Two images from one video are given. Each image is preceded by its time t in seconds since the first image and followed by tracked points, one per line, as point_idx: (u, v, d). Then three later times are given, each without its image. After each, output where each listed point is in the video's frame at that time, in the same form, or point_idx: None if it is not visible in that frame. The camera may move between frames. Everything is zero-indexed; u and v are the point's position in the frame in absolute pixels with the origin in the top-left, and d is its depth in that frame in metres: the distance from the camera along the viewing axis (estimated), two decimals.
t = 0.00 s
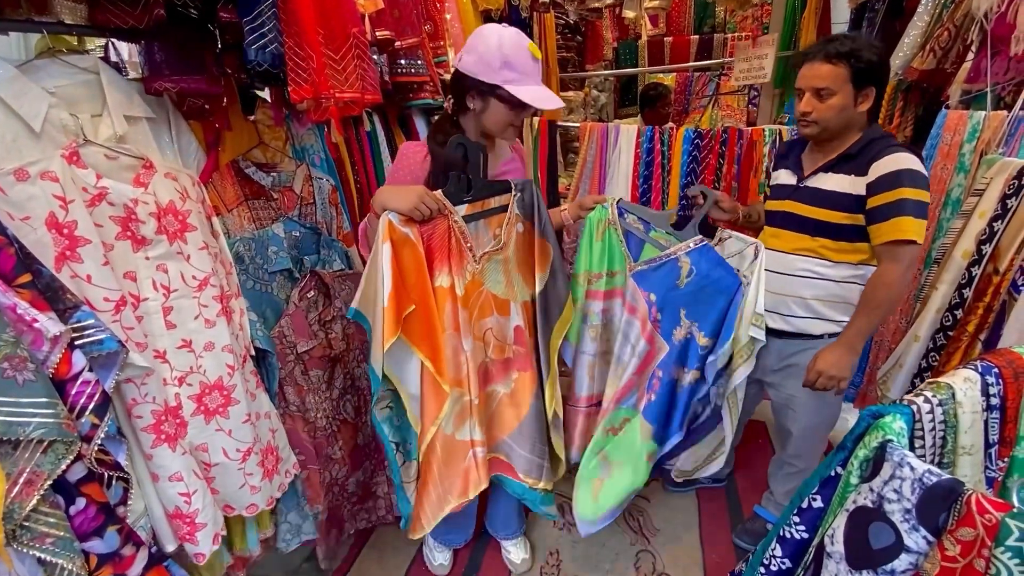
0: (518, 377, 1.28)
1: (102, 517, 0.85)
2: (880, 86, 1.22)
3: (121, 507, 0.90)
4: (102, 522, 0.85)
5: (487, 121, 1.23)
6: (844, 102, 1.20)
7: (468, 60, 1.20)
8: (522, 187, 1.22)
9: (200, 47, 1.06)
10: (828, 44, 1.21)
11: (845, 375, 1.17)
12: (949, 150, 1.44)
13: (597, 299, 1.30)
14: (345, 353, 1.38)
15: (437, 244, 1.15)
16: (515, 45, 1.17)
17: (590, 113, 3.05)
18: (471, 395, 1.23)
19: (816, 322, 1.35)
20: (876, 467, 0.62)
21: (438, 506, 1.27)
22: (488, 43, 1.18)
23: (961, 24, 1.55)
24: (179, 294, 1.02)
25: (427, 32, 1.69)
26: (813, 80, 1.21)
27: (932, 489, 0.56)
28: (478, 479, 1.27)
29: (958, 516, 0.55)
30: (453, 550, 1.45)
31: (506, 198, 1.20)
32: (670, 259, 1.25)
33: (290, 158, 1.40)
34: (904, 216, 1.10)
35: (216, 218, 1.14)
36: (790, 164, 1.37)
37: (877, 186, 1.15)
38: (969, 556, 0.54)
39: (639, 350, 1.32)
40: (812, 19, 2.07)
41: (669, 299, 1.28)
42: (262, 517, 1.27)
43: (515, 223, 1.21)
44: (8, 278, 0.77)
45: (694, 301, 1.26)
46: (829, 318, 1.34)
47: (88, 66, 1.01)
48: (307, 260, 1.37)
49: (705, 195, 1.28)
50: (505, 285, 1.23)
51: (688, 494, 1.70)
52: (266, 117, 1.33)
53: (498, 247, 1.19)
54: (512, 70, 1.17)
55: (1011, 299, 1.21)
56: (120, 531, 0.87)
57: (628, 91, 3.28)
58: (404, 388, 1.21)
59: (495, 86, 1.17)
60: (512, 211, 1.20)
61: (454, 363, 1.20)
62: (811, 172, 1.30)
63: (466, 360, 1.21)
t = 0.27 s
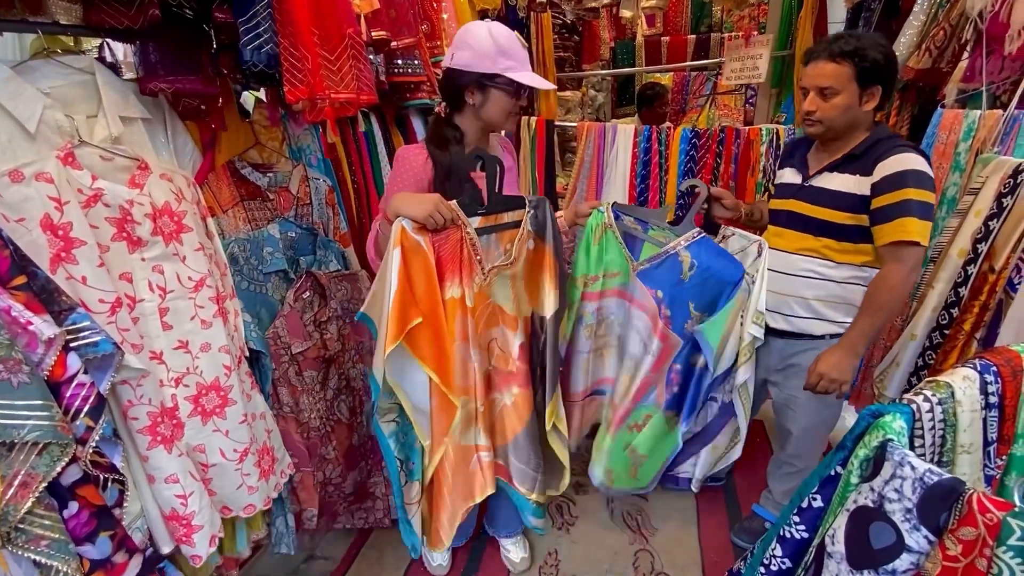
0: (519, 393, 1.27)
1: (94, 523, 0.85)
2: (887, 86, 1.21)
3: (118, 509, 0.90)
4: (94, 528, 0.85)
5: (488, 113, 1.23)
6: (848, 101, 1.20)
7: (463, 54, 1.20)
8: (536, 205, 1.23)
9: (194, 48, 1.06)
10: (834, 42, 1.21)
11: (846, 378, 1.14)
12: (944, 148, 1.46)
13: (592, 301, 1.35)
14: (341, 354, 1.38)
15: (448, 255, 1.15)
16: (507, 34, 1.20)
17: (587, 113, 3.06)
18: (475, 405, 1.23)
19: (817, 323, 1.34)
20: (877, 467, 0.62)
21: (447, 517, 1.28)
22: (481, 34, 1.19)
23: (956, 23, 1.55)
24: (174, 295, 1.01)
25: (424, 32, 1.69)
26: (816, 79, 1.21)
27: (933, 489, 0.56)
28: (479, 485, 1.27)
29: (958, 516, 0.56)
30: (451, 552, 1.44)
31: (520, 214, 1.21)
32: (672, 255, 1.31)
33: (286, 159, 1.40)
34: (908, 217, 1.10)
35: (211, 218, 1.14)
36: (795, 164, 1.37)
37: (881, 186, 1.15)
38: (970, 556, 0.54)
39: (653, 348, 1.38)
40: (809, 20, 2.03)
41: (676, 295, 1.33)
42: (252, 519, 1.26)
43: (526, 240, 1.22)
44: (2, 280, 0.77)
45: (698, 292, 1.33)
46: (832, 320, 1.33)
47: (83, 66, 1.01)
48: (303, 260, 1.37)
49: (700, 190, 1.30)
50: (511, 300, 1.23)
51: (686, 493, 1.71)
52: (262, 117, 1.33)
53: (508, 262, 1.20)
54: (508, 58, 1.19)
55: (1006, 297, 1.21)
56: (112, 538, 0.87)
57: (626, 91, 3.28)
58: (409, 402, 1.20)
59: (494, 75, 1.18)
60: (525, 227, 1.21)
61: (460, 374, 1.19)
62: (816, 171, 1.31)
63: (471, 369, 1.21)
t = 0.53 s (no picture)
0: (516, 406, 1.25)
1: (87, 526, 0.85)
2: (889, 86, 1.21)
3: (115, 509, 0.89)
4: (88, 530, 0.85)
5: (488, 107, 1.23)
6: (847, 101, 1.20)
7: (459, 52, 1.19)
8: (547, 214, 1.22)
9: (187, 47, 1.05)
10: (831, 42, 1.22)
11: (851, 378, 1.15)
12: (938, 148, 1.48)
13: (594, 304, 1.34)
14: (336, 355, 1.37)
15: (457, 261, 1.13)
16: (499, 28, 1.21)
17: (584, 113, 3.06)
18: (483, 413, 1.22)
19: (818, 322, 1.35)
20: (876, 468, 0.61)
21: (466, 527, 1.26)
22: (473, 29, 1.19)
23: (951, 22, 1.55)
24: (168, 296, 1.02)
25: (419, 32, 1.69)
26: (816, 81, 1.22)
27: (933, 490, 0.55)
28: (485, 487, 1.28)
29: (958, 518, 0.54)
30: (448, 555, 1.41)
31: (530, 222, 1.20)
32: (672, 252, 1.25)
33: (281, 159, 1.40)
34: (912, 216, 1.10)
35: (204, 219, 1.14)
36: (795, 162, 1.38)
37: (885, 186, 1.16)
38: (971, 558, 0.53)
39: (665, 347, 1.30)
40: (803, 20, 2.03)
41: (681, 291, 1.26)
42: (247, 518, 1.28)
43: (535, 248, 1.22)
44: None
45: (702, 288, 1.26)
46: (835, 320, 1.33)
47: (78, 67, 1.01)
48: (298, 261, 1.36)
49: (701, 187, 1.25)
50: (518, 309, 1.22)
51: (684, 492, 1.71)
52: (257, 117, 1.34)
53: (517, 270, 1.19)
54: (503, 51, 1.19)
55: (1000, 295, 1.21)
56: (106, 542, 0.87)
57: (622, 90, 3.29)
58: (416, 414, 1.16)
59: (494, 68, 1.19)
60: (535, 236, 1.20)
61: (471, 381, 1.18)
62: (818, 170, 1.31)
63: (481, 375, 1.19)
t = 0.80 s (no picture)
0: (516, 415, 1.24)
1: (84, 526, 0.84)
2: (887, 84, 1.21)
3: (110, 510, 0.89)
4: (85, 530, 0.84)
5: (491, 112, 1.24)
6: (845, 101, 1.20)
7: (465, 56, 1.18)
8: (554, 223, 1.25)
9: (181, 46, 1.04)
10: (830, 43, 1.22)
11: (856, 377, 1.14)
12: (935, 147, 1.46)
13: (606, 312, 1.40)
14: (331, 356, 1.36)
15: (462, 264, 1.13)
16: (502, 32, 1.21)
17: (581, 112, 3.06)
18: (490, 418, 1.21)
19: (820, 321, 1.34)
20: (872, 469, 0.60)
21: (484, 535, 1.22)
22: (480, 34, 1.18)
23: (946, 22, 1.56)
24: (162, 298, 1.02)
25: (416, 33, 1.68)
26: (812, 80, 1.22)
27: (929, 492, 0.54)
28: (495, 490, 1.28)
29: (954, 519, 0.54)
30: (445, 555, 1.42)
31: (536, 229, 1.22)
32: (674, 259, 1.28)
33: (276, 160, 1.40)
34: (913, 216, 1.11)
35: (199, 220, 1.14)
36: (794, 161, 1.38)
37: (888, 185, 1.16)
38: (967, 559, 0.53)
39: (676, 352, 1.33)
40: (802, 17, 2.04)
41: (685, 296, 1.29)
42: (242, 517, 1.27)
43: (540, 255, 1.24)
44: None
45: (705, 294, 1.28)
46: (836, 319, 1.33)
47: (69, 68, 1.00)
48: (293, 262, 1.36)
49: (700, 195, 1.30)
50: (520, 314, 1.23)
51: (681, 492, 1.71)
52: (252, 118, 1.32)
53: (522, 276, 1.20)
54: (508, 58, 1.20)
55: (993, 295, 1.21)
56: (102, 542, 0.86)
57: (619, 91, 3.29)
58: (426, 421, 1.13)
59: (499, 75, 1.19)
60: (541, 242, 1.23)
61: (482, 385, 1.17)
62: (818, 170, 1.30)
63: (488, 371, 1.19)
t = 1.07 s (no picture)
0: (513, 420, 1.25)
1: (80, 526, 0.83)
2: (882, 84, 1.21)
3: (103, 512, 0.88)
4: (81, 531, 0.83)
5: (492, 117, 1.24)
6: (841, 100, 1.20)
7: (472, 60, 1.18)
8: (552, 227, 1.22)
9: (180, 48, 1.05)
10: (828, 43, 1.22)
11: (859, 377, 1.16)
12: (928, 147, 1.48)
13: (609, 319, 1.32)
14: (327, 358, 1.36)
15: (459, 266, 1.12)
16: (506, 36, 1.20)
17: (578, 112, 3.06)
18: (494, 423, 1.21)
19: (818, 320, 1.34)
20: (866, 471, 0.60)
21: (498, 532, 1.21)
22: (487, 39, 1.17)
23: (942, 22, 1.56)
24: (156, 300, 1.01)
25: (412, 33, 1.68)
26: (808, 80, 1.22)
27: (923, 493, 0.54)
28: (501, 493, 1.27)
29: (949, 520, 0.54)
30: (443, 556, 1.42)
31: (535, 234, 1.20)
32: (667, 265, 1.17)
33: (271, 161, 1.39)
34: (912, 216, 1.11)
35: (194, 221, 1.13)
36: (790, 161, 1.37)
37: (886, 185, 1.15)
38: (962, 562, 0.52)
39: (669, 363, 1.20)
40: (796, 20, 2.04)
41: (679, 305, 1.17)
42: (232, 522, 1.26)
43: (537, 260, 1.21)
44: None
45: (700, 302, 1.15)
46: (834, 318, 1.33)
47: (63, 69, 1.00)
48: (289, 263, 1.36)
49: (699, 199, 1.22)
50: (517, 318, 1.22)
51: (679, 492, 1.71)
52: (248, 119, 1.31)
53: (520, 281, 1.19)
54: (512, 63, 1.20)
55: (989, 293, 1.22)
56: (100, 541, 0.86)
57: (616, 91, 3.30)
58: (429, 426, 1.12)
59: (505, 81, 1.19)
60: (539, 247, 1.20)
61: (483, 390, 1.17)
62: (815, 169, 1.30)
63: (489, 377, 1.21)
